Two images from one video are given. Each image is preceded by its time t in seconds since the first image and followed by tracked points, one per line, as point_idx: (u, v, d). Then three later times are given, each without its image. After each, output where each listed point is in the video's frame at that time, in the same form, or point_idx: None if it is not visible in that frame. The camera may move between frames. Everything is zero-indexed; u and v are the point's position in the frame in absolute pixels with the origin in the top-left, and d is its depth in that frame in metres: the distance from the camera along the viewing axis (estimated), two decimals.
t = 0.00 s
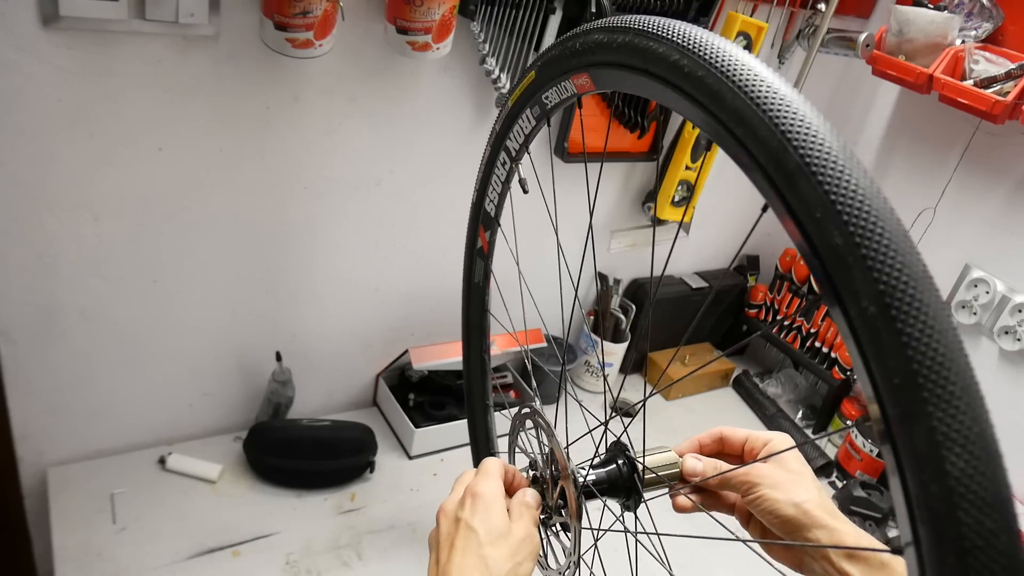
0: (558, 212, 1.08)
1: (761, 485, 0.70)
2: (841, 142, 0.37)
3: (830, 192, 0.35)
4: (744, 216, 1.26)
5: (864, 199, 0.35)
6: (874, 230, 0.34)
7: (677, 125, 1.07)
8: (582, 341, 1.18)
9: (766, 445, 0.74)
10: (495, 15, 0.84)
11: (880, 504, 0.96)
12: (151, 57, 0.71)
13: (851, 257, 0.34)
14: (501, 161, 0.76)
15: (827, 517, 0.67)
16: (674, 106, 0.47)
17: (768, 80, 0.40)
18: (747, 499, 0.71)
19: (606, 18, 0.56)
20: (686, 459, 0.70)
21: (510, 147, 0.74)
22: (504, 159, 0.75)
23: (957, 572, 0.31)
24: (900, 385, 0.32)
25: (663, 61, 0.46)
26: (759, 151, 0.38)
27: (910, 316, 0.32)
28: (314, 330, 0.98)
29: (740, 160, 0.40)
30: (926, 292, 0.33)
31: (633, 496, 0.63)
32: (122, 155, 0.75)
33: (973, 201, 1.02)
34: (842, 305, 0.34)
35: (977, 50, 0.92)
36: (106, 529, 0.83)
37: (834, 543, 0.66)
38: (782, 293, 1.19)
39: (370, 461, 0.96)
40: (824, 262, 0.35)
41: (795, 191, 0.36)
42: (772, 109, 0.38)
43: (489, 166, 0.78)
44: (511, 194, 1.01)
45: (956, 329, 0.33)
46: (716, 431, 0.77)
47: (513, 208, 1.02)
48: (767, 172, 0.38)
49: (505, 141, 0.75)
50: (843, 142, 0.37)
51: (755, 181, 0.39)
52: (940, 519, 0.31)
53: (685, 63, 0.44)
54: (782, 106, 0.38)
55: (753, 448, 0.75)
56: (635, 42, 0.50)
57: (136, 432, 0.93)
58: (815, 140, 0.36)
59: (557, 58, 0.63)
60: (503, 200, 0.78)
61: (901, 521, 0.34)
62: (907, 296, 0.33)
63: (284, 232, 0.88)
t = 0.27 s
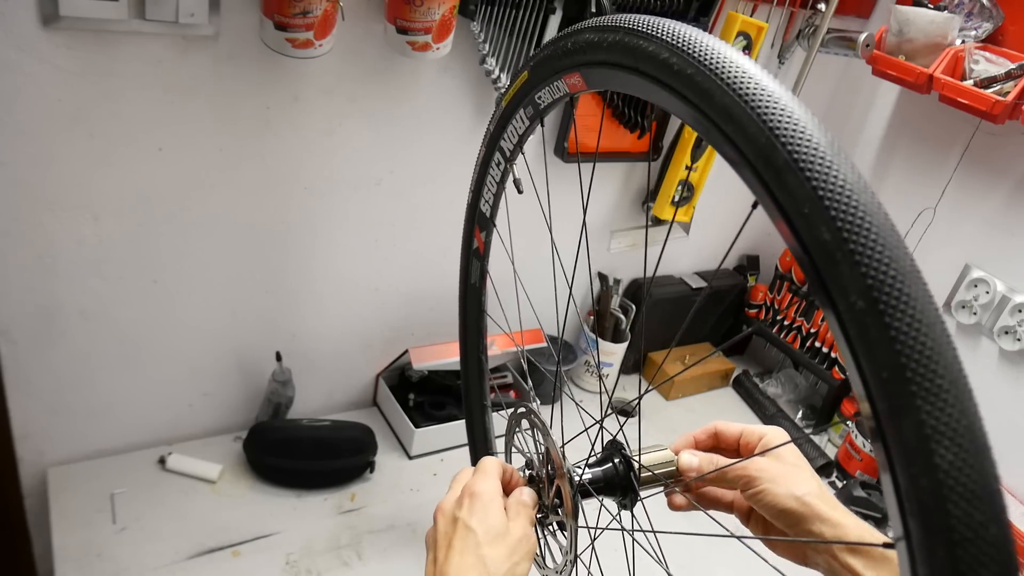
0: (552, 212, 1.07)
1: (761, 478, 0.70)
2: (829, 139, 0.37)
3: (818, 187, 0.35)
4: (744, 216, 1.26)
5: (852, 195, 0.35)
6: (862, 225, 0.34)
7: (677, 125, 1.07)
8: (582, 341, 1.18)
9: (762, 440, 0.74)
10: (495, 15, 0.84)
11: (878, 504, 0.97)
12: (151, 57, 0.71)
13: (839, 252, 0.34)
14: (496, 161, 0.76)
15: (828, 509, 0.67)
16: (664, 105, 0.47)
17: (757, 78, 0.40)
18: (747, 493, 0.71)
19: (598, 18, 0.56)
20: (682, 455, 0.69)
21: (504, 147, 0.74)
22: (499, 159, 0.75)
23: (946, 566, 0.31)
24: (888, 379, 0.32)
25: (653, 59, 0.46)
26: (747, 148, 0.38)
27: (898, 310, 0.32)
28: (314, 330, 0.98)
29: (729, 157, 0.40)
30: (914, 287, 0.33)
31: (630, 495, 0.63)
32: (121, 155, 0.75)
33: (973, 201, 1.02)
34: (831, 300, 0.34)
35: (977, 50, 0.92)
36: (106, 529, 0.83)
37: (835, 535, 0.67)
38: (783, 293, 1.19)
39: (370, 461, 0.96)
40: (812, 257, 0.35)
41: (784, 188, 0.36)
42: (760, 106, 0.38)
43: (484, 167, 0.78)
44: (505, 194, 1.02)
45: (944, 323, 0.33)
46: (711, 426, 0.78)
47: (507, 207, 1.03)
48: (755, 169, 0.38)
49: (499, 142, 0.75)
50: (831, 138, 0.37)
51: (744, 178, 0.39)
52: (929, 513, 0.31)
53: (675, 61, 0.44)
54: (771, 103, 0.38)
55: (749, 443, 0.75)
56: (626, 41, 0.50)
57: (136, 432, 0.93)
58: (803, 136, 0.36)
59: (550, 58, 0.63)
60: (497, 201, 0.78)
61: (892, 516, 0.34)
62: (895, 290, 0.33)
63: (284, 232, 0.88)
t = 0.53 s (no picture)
0: (560, 211, 1.07)
1: (767, 469, 0.70)
2: (853, 142, 0.37)
3: (842, 189, 0.35)
4: (744, 215, 1.26)
5: (875, 197, 0.35)
6: (886, 227, 0.34)
7: (678, 124, 1.07)
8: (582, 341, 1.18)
9: (762, 436, 0.74)
10: (495, 15, 0.84)
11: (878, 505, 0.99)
12: (151, 57, 0.71)
13: (864, 253, 0.34)
14: (503, 161, 0.76)
15: (835, 498, 0.67)
16: (683, 106, 0.47)
17: (779, 81, 0.40)
18: (754, 485, 0.71)
19: (614, 19, 0.56)
20: (687, 448, 0.69)
21: (513, 147, 0.74)
22: (507, 158, 0.75)
23: (970, 566, 0.31)
24: (913, 380, 0.32)
25: (672, 60, 0.46)
26: (770, 150, 0.38)
27: (924, 311, 0.32)
28: (315, 330, 0.98)
29: (751, 160, 0.40)
30: (938, 289, 0.33)
31: (637, 495, 0.63)
32: (122, 155, 0.75)
33: (973, 201, 1.02)
34: (855, 302, 0.34)
35: (977, 50, 0.92)
36: (106, 529, 0.83)
37: (844, 525, 0.66)
38: (783, 293, 1.19)
39: (370, 461, 0.96)
40: (836, 259, 0.35)
41: (807, 190, 0.36)
42: (783, 108, 0.38)
43: (491, 166, 0.78)
44: (513, 194, 1.02)
45: (968, 325, 0.33)
46: (710, 424, 0.77)
47: (515, 206, 1.02)
48: (777, 171, 0.38)
49: (508, 141, 0.75)
50: (854, 141, 0.37)
51: (767, 180, 0.39)
52: (954, 513, 0.31)
53: (694, 63, 0.44)
54: (793, 105, 0.38)
55: (750, 440, 0.75)
56: (643, 42, 0.50)
57: (136, 432, 0.93)
58: (827, 139, 0.36)
59: (563, 57, 0.63)
60: (505, 201, 0.78)
61: (913, 517, 0.34)
62: (920, 291, 0.33)
63: (285, 233, 0.88)
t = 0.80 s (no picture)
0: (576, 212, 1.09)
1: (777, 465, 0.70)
2: (882, 143, 0.37)
3: (873, 189, 0.35)
4: (744, 215, 1.26)
5: (906, 197, 0.35)
6: (916, 226, 0.34)
7: (676, 126, 1.07)
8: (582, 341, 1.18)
9: (771, 432, 0.74)
10: (495, 15, 0.84)
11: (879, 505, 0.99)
12: (151, 57, 0.71)
13: (894, 252, 0.34)
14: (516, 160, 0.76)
15: (844, 493, 0.67)
16: (709, 108, 0.46)
17: (809, 82, 0.40)
18: (764, 481, 0.71)
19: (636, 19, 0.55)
20: (690, 448, 0.69)
21: (526, 146, 0.74)
22: (519, 158, 0.75)
23: (999, 560, 0.31)
24: (944, 378, 0.32)
25: (698, 61, 0.46)
26: (800, 151, 0.38)
27: (954, 309, 0.32)
28: (314, 330, 0.98)
29: (779, 161, 0.40)
30: (969, 287, 0.33)
31: (648, 494, 0.63)
32: (121, 155, 0.75)
33: (973, 201, 1.02)
34: (884, 301, 0.34)
35: (977, 50, 0.92)
36: (106, 529, 0.83)
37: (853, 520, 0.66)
38: (782, 293, 1.19)
39: (370, 461, 0.96)
40: (865, 258, 0.35)
41: (837, 190, 0.36)
42: (813, 109, 0.38)
43: (503, 165, 0.78)
44: (525, 192, 1.02)
45: (998, 324, 0.33)
46: (717, 423, 0.78)
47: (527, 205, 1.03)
48: (806, 172, 0.38)
49: (521, 140, 0.74)
50: (884, 142, 0.37)
51: (795, 182, 0.39)
52: (983, 508, 0.31)
53: (721, 64, 0.44)
54: (823, 107, 0.38)
55: (759, 436, 0.75)
56: (668, 43, 0.49)
57: (136, 432, 0.93)
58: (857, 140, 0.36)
59: (582, 57, 0.62)
60: (515, 200, 0.78)
61: (940, 516, 0.34)
62: (951, 290, 0.33)
63: (284, 233, 0.88)
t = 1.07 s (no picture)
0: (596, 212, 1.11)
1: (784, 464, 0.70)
2: (915, 140, 0.37)
3: (907, 180, 0.35)
4: (744, 215, 1.26)
5: (939, 188, 0.35)
6: (949, 215, 0.34)
7: (676, 125, 1.07)
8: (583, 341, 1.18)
9: (781, 432, 0.75)
10: (495, 15, 0.84)
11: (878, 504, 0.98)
12: (151, 57, 0.71)
13: (927, 239, 0.34)
14: (532, 160, 0.75)
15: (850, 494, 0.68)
16: (740, 108, 0.46)
17: (841, 80, 0.40)
18: (770, 479, 0.71)
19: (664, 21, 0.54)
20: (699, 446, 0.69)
21: (544, 146, 0.73)
22: (536, 158, 0.74)
23: None
24: (976, 361, 0.32)
25: (729, 60, 0.45)
26: (832, 146, 0.38)
27: (987, 293, 0.32)
28: (315, 330, 0.98)
29: (810, 157, 0.40)
30: (1001, 274, 0.33)
31: (660, 489, 0.62)
32: (121, 155, 0.75)
33: (973, 201, 1.02)
34: (917, 289, 0.34)
35: (977, 50, 0.92)
36: (106, 529, 0.83)
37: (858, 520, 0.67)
38: (783, 293, 1.19)
39: (370, 461, 0.96)
40: (898, 247, 0.35)
41: (869, 181, 0.36)
42: (847, 104, 0.38)
43: (518, 163, 0.78)
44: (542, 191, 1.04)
45: None
46: (728, 422, 0.78)
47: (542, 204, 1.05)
48: (839, 166, 0.38)
49: (538, 141, 0.74)
50: (916, 138, 0.37)
51: (826, 176, 0.39)
52: (1015, 487, 0.31)
53: (753, 62, 0.43)
54: (856, 102, 0.38)
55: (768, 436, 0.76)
56: (697, 43, 0.48)
57: (136, 432, 0.93)
58: (891, 134, 0.37)
59: (605, 59, 0.61)
60: (529, 199, 0.78)
61: (970, 508, 0.34)
62: (983, 276, 0.33)
63: (285, 233, 0.88)
